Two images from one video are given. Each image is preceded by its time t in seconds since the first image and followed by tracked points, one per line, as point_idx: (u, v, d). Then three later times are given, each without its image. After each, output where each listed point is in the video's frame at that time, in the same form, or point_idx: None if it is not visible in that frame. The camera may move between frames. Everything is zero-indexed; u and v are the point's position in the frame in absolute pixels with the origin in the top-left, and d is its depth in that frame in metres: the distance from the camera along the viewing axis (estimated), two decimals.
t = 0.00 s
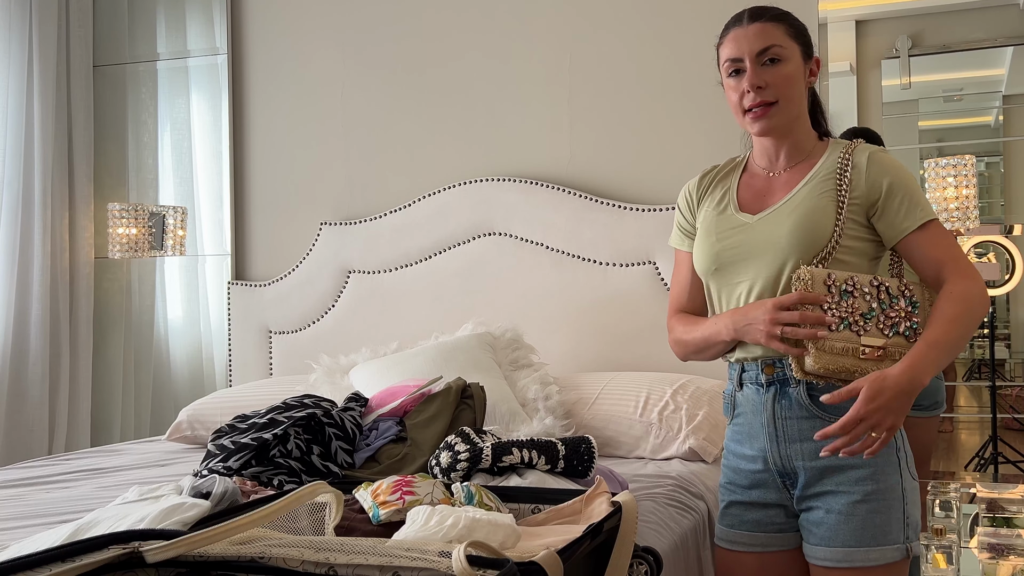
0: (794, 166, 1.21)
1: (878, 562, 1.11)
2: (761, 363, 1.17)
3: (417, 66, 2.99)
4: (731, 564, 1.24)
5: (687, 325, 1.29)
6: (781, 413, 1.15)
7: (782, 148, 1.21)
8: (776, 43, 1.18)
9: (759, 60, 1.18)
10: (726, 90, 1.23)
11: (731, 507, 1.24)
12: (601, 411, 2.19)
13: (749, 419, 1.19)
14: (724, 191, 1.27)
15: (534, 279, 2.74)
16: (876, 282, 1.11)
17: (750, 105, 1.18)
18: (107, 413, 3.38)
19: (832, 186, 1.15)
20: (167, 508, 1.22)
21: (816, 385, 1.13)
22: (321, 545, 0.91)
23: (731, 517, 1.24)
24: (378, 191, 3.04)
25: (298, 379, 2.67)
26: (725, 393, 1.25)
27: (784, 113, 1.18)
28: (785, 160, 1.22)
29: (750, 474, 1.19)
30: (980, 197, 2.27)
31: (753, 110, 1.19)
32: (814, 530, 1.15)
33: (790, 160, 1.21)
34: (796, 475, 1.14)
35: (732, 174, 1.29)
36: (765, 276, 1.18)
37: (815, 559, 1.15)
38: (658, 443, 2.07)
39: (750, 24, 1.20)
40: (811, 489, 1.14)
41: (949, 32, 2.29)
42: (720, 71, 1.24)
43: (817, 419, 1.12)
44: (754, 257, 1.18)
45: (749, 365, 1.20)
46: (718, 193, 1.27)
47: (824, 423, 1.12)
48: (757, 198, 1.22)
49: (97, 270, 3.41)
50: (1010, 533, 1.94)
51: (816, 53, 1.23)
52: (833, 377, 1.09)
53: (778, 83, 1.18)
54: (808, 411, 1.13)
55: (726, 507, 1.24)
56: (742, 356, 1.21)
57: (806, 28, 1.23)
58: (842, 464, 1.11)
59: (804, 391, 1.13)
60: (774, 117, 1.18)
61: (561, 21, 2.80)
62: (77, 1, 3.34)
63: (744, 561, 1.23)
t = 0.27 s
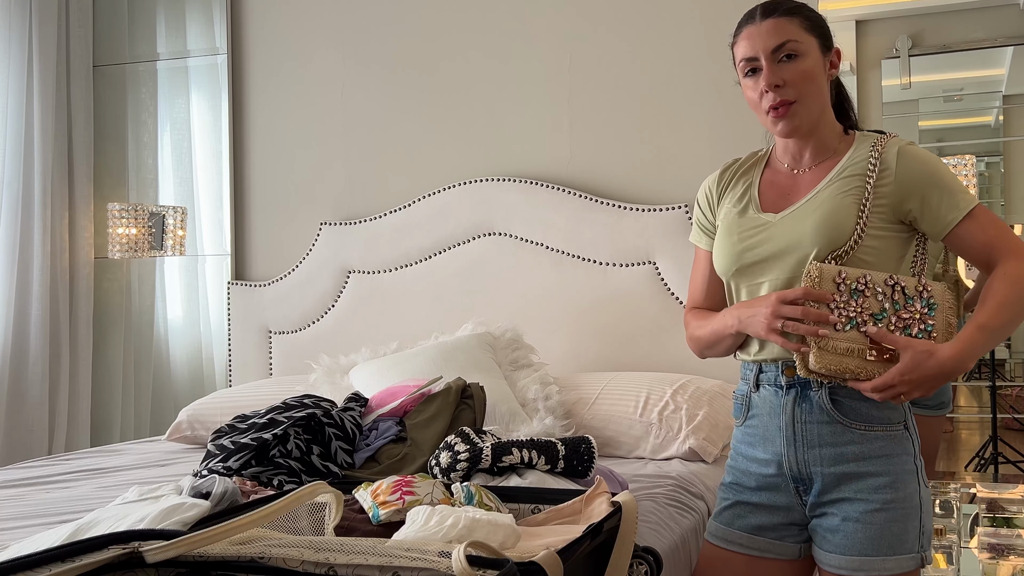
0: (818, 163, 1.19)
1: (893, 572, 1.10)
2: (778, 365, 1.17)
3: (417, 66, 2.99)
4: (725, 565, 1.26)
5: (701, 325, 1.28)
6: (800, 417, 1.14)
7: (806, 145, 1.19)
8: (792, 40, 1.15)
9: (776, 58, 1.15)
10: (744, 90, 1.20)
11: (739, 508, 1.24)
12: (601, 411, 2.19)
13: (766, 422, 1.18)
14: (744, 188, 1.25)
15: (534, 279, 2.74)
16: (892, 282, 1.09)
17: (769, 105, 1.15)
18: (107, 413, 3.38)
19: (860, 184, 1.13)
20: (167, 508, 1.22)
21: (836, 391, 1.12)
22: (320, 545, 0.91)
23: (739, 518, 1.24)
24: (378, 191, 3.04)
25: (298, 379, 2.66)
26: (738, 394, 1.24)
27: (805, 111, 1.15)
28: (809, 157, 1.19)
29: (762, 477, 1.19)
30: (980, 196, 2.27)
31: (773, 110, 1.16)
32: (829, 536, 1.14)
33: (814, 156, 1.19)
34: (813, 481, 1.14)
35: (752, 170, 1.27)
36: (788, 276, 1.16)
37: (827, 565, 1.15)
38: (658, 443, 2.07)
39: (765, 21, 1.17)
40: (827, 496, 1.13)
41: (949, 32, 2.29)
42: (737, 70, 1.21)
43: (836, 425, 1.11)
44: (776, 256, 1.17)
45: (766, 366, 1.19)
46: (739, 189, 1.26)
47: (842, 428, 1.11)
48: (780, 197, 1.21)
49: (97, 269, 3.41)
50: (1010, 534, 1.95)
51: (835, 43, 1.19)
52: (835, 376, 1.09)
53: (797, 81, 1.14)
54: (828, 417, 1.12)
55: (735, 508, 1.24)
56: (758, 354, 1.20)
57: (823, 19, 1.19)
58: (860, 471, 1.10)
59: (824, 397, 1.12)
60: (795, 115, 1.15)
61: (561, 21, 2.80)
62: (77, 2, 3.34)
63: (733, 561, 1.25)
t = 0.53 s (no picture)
0: (825, 162, 1.19)
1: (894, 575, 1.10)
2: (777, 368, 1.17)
3: (417, 66, 2.99)
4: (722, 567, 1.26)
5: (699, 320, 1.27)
6: (801, 420, 1.13)
7: (812, 144, 1.19)
8: (800, 38, 1.13)
9: (782, 57, 1.14)
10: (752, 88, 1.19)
11: (738, 510, 1.24)
12: (601, 410, 2.19)
13: (766, 425, 1.17)
14: (749, 185, 1.25)
15: (534, 279, 2.74)
16: (897, 286, 1.10)
17: (775, 104, 1.15)
18: (107, 413, 3.38)
19: (868, 186, 1.13)
20: (167, 508, 1.22)
21: (837, 394, 1.11)
22: (321, 545, 0.91)
23: (738, 520, 1.24)
24: (378, 191, 3.04)
25: (298, 379, 2.66)
26: (737, 396, 1.23)
27: (810, 110, 1.15)
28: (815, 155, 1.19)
29: (761, 480, 1.18)
30: (981, 197, 2.26)
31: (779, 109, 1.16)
32: (829, 540, 1.14)
33: (821, 155, 1.19)
34: (813, 485, 1.13)
35: (758, 167, 1.27)
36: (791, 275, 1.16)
37: (827, 568, 1.15)
38: (658, 443, 2.07)
39: (772, 19, 1.16)
40: (828, 499, 1.13)
41: (949, 32, 2.29)
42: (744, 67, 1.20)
43: (838, 428, 1.11)
44: (779, 255, 1.16)
45: (766, 368, 1.18)
46: (744, 185, 1.25)
47: (843, 432, 1.11)
48: (785, 195, 1.21)
49: (97, 269, 3.41)
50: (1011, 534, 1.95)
51: (844, 39, 1.18)
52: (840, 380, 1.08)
53: (804, 79, 1.14)
54: (829, 420, 1.11)
55: (734, 510, 1.24)
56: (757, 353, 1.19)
57: (831, 14, 1.18)
58: (862, 475, 1.10)
59: (825, 401, 1.12)
60: (801, 114, 1.15)
61: (561, 21, 2.80)
62: (77, 2, 3.34)
63: (730, 562, 1.25)
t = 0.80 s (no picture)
0: (823, 163, 1.19)
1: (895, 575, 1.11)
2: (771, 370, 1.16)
3: (417, 66, 2.99)
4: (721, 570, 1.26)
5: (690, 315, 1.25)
6: (798, 422, 1.13)
7: (811, 144, 1.19)
8: (798, 39, 1.13)
9: (780, 58, 1.14)
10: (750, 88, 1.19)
11: (735, 512, 1.23)
12: (601, 410, 2.19)
13: (763, 427, 1.17)
14: (746, 181, 1.24)
15: (534, 279, 2.74)
16: (887, 290, 1.10)
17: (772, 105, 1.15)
18: (106, 413, 3.38)
19: (869, 192, 1.13)
20: (167, 509, 1.22)
21: (835, 396, 1.12)
22: (320, 545, 0.91)
23: (735, 523, 1.23)
24: (378, 191, 3.04)
25: (298, 379, 2.66)
26: (733, 398, 1.23)
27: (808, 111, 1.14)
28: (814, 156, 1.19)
29: (759, 483, 1.18)
30: (981, 197, 2.27)
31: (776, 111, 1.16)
32: (828, 542, 1.14)
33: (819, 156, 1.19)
34: (811, 486, 1.13)
35: (756, 163, 1.26)
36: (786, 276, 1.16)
37: (826, 570, 1.15)
38: (658, 443, 2.07)
39: (772, 19, 1.15)
40: (826, 500, 1.13)
41: (949, 32, 2.29)
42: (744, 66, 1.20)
43: (836, 430, 1.11)
44: (776, 255, 1.16)
45: (760, 370, 1.18)
46: (742, 182, 1.25)
47: (841, 433, 1.11)
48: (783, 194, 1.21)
49: (97, 269, 3.41)
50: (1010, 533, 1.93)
51: (848, 40, 1.17)
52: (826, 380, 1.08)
53: (802, 81, 1.13)
54: (827, 422, 1.11)
55: (731, 513, 1.24)
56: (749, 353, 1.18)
57: (834, 13, 1.17)
58: (861, 476, 1.10)
59: (822, 402, 1.12)
60: (799, 115, 1.15)
61: (562, 21, 2.80)
62: (77, 2, 3.34)
63: (727, 565, 1.24)
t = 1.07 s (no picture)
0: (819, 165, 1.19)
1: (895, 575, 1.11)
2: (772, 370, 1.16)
3: (417, 66, 2.99)
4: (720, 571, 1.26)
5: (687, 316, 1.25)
6: (798, 422, 1.13)
7: (808, 145, 1.19)
8: (804, 37, 1.13)
9: (784, 53, 1.13)
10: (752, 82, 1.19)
11: (735, 513, 1.23)
12: (601, 410, 2.19)
13: (762, 427, 1.17)
14: (744, 182, 1.24)
15: (534, 279, 2.74)
16: (887, 290, 1.10)
17: (771, 101, 1.14)
18: (106, 413, 3.38)
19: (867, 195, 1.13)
20: (167, 509, 1.22)
21: (835, 396, 1.12)
22: (321, 545, 0.91)
23: (734, 523, 1.23)
24: (378, 191, 3.04)
25: (298, 379, 2.66)
26: (731, 399, 1.23)
27: (807, 109, 1.14)
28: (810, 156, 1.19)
29: (758, 483, 1.18)
30: (981, 197, 2.27)
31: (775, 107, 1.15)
32: (828, 542, 1.14)
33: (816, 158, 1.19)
34: (810, 486, 1.13)
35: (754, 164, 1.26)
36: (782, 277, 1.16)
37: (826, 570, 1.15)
38: (658, 443, 2.07)
39: (779, 14, 1.15)
40: (825, 501, 1.13)
41: (949, 32, 2.29)
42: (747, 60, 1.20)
43: (835, 430, 1.11)
44: (774, 256, 1.16)
45: (760, 370, 1.18)
46: (740, 183, 1.25)
47: (841, 433, 1.11)
48: (779, 195, 1.21)
49: (96, 269, 3.41)
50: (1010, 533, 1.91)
51: (853, 43, 1.17)
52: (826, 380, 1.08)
53: (803, 78, 1.13)
54: (826, 422, 1.12)
55: (730, 513, 1.24)
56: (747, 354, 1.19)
57: (841, 15, 1.17)
58: (860, 476, 1.10)
59: (822, 402, 1.12)
60: (797, 113, 1.14)
61: (562, 20, 2.80)
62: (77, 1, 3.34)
63: (726, 565, 1.24)
